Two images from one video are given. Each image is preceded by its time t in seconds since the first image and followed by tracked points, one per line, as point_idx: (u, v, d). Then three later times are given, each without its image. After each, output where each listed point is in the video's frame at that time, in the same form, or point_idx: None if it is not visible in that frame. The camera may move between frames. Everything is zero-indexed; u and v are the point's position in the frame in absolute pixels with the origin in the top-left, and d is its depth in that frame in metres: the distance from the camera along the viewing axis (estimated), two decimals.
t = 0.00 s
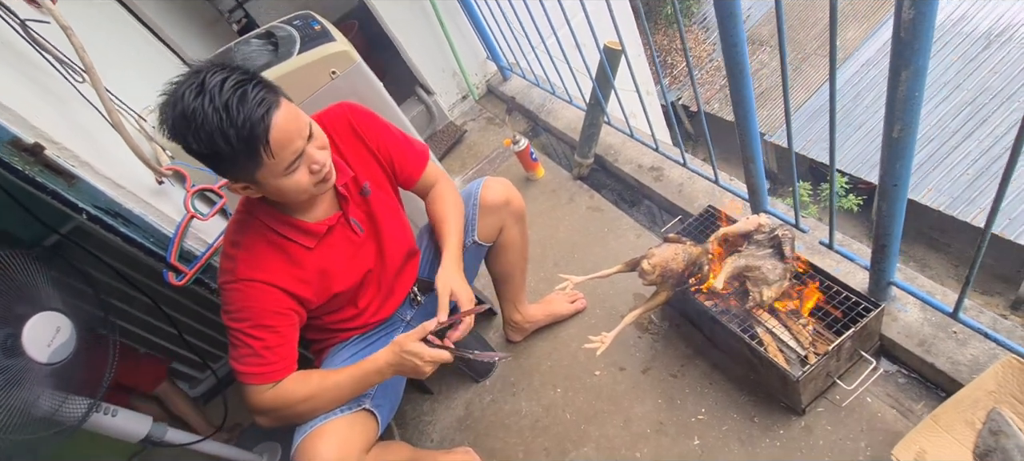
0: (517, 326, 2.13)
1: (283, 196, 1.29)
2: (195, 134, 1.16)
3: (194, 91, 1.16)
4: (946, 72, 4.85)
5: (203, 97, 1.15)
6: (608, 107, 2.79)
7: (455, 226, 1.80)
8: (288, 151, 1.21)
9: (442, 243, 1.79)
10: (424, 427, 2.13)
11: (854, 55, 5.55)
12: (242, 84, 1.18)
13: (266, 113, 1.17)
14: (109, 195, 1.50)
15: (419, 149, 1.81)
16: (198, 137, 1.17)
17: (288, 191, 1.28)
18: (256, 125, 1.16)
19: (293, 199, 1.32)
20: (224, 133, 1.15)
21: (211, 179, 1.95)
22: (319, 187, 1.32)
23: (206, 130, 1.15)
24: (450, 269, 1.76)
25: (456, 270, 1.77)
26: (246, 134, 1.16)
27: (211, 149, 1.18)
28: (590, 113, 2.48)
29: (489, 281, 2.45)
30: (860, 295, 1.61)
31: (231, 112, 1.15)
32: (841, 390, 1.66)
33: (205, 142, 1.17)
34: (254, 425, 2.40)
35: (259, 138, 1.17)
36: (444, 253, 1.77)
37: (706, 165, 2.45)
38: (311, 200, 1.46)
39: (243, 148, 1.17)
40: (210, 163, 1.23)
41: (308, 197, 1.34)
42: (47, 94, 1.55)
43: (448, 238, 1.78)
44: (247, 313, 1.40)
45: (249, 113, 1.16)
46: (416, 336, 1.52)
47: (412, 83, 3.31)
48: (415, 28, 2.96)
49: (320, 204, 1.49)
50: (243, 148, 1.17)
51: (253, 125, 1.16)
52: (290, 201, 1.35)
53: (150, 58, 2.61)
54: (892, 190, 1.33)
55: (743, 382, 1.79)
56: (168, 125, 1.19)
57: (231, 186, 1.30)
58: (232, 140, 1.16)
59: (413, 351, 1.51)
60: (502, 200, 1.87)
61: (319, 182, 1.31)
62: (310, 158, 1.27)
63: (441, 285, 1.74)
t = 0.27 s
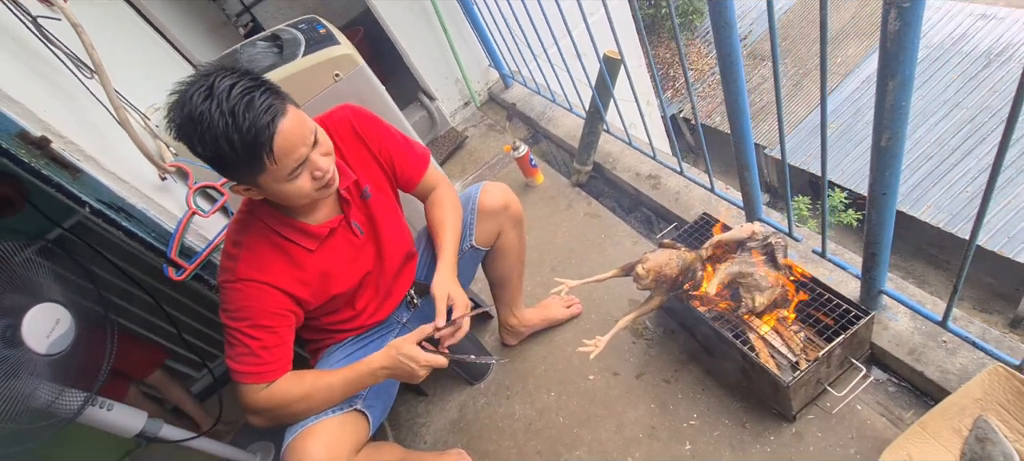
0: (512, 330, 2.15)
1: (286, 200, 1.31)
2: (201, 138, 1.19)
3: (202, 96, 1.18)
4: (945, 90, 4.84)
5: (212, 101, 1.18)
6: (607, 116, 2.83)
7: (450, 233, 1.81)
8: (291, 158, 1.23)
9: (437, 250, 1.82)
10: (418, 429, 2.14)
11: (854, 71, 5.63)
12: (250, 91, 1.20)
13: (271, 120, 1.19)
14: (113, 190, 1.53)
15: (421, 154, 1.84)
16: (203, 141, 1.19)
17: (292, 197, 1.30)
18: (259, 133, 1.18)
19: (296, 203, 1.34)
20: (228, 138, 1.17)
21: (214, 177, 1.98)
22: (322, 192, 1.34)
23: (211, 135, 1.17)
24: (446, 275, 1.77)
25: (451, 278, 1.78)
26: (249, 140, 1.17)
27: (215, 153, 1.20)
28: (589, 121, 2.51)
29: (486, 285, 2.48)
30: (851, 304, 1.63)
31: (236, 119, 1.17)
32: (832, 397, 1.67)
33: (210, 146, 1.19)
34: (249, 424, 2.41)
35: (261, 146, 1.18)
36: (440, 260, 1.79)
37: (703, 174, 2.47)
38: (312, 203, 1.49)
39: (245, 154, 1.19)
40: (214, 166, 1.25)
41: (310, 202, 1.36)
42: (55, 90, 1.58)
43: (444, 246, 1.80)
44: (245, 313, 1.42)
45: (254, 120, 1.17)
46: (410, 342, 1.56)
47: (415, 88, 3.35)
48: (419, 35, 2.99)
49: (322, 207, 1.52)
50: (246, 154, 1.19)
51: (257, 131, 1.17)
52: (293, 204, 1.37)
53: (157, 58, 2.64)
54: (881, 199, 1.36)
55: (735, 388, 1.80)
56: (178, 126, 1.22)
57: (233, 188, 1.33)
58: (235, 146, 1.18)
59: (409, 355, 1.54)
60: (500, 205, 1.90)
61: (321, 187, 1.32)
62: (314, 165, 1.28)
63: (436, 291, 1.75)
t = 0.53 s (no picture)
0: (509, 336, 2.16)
1: (292, 204, 1.34)
2: (213, 142, 1.21)
3: (213, 102, 1.21)
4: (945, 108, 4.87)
5: (225, 105, 1.20)
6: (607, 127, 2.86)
7: (450, 240, 1.83)
8: (302, 162, 1.25)
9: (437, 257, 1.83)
10: (414, 434, 2.15)
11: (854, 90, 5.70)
12: (260, 96, 1.22)
13: (282, 124, 1.21)
14: (118, 190, 1.55)
15: (423, 163, 1.86)
16: (215, 145, 1.21)
17: (299, 202, 1.32)
18: (271, 136, 1.20)
19: (302, 209, 1.36)
20: (241, 142, 1.20)
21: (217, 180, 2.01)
22: (328, 198, 1.37)
23: (224, 139, 1.20)
24: (446, 282, 1.79)
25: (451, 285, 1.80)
26: (262, 143, 1.20)
27: (227, 156, 1.22)
28: (588, 131, 2.54)
29: (484, 292, 2.50)
30: (844, 312, 1.64)
31: (248, 123, 1.19)
32: (826, 405, 1.68)
33: (222, 149, 1.21)
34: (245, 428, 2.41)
35: (274, 149, 1.21)
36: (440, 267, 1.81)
37: (700, 184, 2.50)
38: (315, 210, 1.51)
39: (259, 157, 1.21)
40: (224, 171, 1.27)
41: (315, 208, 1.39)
42: (64, 92, 1.61)
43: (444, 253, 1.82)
44: (246, 317, 1.44)
45: (266, 124, 1.20)
46: (405, 346, 1.56)
47: (417, 98, 3.39)
48: (423, 45, 3.04)
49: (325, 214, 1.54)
50: (259, 157, 1.21)
51: (269, 135, 1.20)
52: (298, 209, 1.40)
53: (164, 64, 2.68)
54: (871, 208, 1.38)
55: (730, 397, 1.81)
56: (188, 132, 1.24)
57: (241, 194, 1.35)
58: (249, 149, 1.20)
59: (404, 361, 1.54)
60: (499, 212, 1.92)
61: (327, 192, 1.35)
62: (323, 169, 1.31)
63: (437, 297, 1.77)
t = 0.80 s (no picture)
0: (506, 338, 2.18)
1: (298, 206, 1.35)
2: (222, 143, 1.23)
3: (224, 103, 1.22)
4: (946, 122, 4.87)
5: (237, 106, 1.22)
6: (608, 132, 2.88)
7: (450, 242, 1.85)
8: (309, 165, 1.27)
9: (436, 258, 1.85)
10: (410, 433, 2.16)
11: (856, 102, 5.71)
12: (271, 99, 1.24)
13: (292, 128, 1.23)
14: (123, 183, 1.57)
15: (426, 164, 1.88)
16: (225, 146, 1.23)
17: (305, 203, 1.34)
18: (281, 139, 1.22)
19: (308, 209, 1.38)
20: (250, 144, 1.21)
21: (221, 176, 2.03)
22: (334, 200, 1.39)
23: (234, 140, 1.21)
24: (444, 284, 1.80)
25: (448, 286, 1.81)
26: (271, 146, 1.22)
27: (235, 157, 1.24)
28: (589, 136, 2.56)
29: (483, 293, 2.51)
30: (839, 318, 1.65)
31: (258, 126, 1.21)
32: (820, 411, 1.69)
33: (231, 150, 1.23)
34: (241, 424, 2.42)
35: (283, 152, 1.23)
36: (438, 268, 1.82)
37: (698, 190, 2.52)
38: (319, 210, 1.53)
39: (268, 160, 1.23)
40: (232, 171, 1.29)
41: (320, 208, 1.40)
42: (73, 86, 1.63)
43: (443, 254, 1.83)
44: (246, 315, 1.45)
45: (276, 127, 1.22)
46: (401, 346, 1.57)
47: (420, 100, 3.42)
48: (427, 48, 3.06)
49: (329, 214, 1.55)
50: (268, 160, 1.23)
51: (279, 138, 1.22)
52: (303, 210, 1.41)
53: (171, 61, 2.70)
54: (866, 215, 1.40)
55: (724, 401, 1.82)
56: (198, 132, 1.25)
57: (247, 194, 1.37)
58: (258, 151, 1.22)
59: (400, 359, 1.55)
60: (499, 213, 1.93)
61: (334, 194, 1.37)
62: (329, 172, 1.33)
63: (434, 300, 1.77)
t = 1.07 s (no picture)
0: (506, 340, 2.18)
1: (305, 202, 1.36)
2: (234, 136, 1.24)
3: (238, 97, 1.24)
4: (946, 135, 4.89)
5: (250, 101, 1.23)
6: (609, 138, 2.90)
7: (451, 245, 1.86)
8: (318, 163, 1.29)
9: (437, 260, 1.86)
10: (408, 434, 2.16)
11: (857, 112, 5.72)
12: (284, 95, 1.26)
13: (303, 125, 1.25)
14: (129, 179, 1.58)
15: (430, 167, 1.89)
16: (237, 139, 1.24)
17: (312, 200, 1.35)
18: (293, 135, 1.24)
19: (315, 206, 1.39)
20: (263, 138, 1.23)
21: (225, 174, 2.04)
22: (341, 197, 1.40)
23: (247, 135, 1.23)
24: (444, 285, 1.82)
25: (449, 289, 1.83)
26: (283, 141, 1.23)
27: (247, 152, 1.25)
28: (591, 141, 2.58)
29: (483, 296, 2.52)
30: (839, 324, 1.65)
31: (271, 120, 1.22)
32: (817, 417, 1.69)
33: (243, 144, 1.24)
34: (239, 423, 2.42)
35: (294, 149, 1.25)
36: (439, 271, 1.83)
37: (699, 196, 2.53)
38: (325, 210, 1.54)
39: (279, 155, 1.24)
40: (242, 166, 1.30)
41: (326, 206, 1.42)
42: (82, 83, 1.65)
43: (444, 256, 1.85)
44: (249, 312, 1.46)
45: (288, 123, 1.23)
46: (400, 336, 1.56)
47: (424, 104, 3.44)
48: (431, 52, 3.08)
49: (334, 214, 1.56)
50: (279, 154, 1.24)
51: (291, 134, 1.24)
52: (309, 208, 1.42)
53: (177, 60, 2.72)
54: (865, 221, 1.41)
55: (722, 406, 1.82)
56: (210, 125, 1.26)
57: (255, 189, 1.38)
58: (270, 146, 1.23)
59: (400, 347, 1.55)
60: (501, 217, 1.95)
61: (341, 192, 1.38)
62: (338, 170, 1.34)
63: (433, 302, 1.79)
